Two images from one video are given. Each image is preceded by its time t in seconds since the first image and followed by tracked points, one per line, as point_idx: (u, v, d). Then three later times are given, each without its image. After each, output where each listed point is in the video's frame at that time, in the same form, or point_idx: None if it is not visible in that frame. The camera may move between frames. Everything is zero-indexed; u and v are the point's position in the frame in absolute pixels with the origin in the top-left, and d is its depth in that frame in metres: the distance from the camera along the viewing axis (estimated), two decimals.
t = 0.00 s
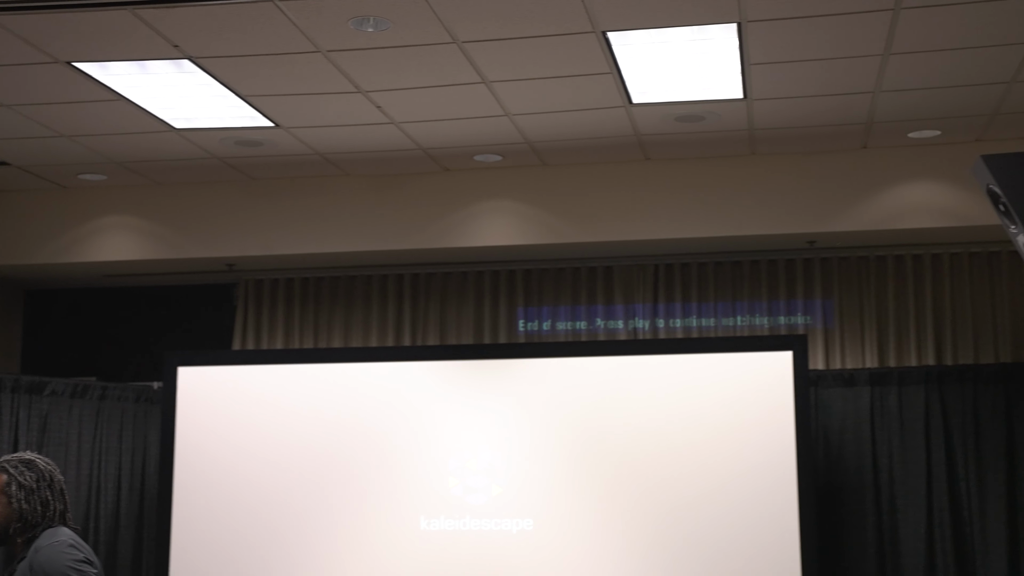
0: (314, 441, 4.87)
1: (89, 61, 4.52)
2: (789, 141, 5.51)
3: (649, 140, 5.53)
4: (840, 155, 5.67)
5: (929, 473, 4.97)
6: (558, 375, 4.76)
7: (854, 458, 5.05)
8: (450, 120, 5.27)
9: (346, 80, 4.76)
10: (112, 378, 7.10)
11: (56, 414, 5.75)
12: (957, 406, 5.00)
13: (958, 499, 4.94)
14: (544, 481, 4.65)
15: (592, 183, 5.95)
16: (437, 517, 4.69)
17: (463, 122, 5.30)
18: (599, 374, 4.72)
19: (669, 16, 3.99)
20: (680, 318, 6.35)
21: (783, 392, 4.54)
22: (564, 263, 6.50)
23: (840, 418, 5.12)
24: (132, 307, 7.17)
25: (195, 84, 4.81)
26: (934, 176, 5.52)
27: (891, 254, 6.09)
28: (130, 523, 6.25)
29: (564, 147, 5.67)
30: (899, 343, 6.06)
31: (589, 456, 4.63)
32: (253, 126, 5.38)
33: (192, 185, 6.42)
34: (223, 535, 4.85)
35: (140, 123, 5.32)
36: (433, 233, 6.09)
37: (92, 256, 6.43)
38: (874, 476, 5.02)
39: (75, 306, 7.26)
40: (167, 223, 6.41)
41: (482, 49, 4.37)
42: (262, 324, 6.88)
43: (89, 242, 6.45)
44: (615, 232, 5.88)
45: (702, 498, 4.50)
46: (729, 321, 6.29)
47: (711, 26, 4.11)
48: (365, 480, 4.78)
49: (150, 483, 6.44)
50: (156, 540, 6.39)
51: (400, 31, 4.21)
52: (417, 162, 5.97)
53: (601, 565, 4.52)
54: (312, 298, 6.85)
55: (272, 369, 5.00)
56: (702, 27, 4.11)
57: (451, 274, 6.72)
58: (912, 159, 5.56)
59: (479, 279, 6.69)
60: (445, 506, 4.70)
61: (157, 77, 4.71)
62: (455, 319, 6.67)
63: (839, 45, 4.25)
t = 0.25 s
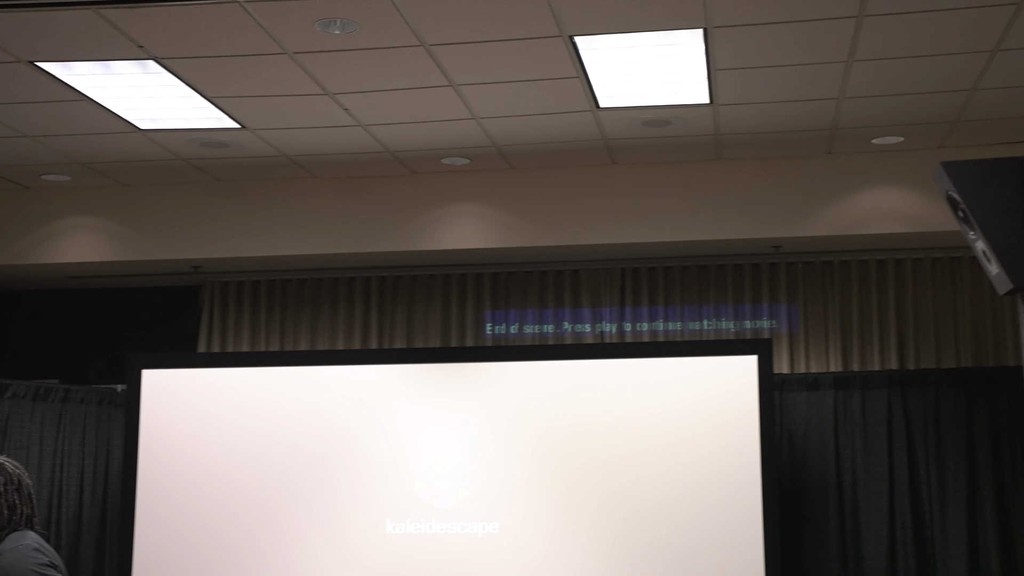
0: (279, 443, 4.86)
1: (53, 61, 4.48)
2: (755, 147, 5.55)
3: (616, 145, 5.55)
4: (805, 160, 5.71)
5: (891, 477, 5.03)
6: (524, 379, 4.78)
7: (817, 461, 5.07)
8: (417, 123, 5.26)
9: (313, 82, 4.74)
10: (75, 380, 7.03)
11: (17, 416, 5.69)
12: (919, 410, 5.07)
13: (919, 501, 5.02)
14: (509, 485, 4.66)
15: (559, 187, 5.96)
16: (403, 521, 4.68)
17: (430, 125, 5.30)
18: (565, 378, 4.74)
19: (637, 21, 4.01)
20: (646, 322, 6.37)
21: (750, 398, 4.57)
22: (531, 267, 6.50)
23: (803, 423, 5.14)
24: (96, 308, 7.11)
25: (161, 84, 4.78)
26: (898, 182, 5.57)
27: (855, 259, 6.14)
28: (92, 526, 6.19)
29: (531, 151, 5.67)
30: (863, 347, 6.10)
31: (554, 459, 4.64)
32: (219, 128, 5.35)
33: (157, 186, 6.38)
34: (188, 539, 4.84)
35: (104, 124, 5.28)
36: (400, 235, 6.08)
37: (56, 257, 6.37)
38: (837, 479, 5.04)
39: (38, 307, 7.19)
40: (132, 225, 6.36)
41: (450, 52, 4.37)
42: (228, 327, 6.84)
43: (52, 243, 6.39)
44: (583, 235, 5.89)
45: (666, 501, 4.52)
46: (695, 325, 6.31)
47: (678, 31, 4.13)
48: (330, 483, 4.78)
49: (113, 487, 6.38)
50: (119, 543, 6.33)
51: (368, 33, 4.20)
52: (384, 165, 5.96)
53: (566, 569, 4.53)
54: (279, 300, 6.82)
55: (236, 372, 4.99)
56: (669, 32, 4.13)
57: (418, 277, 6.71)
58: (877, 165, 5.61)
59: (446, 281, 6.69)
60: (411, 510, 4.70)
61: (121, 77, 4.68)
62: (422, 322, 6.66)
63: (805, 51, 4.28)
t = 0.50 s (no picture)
0: (244, 447, 4.91)
1: (16, 61, 4.44)
2: (720, 153, 5.58)
3: (583, 150, 5.56)
4: (770, 166, 5.76)
5: (854, 481, 5.08)
6: (490, 384, 4.84)
7: (781, 464, 5.13)
8: (384, 127, 5.26)
9: (279, 85, 4.73)
10: (37, 384, 6.96)
11: None
12: (882, 415, 5.12)
13: (881, 505, 5.06)
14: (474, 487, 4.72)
15: (526, 192, 5.97)
16: (367, 525, 4.74)
17: (397, 129, 5.29)
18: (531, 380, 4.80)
19: (603, 27, 4.02)
20: (613, 326, 6.39)
21: (715, 402, 4.64)
22: (497, 271, 6.51)
23: (767, 425, 5.19)
24: (59, 311, 7.05)
25: (125, 86, 4.75)
26: (862, 188, 5.62)
27: (819, 264, 6.19)
28: (54, 531, 6.12)
29: (498, 155, 5.68)
30: (827, 352, 6.15)
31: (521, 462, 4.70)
32: (185, 131, 5.32)
33: (121, 189, 6.33)
34: (153, 543, 4.87)
35: (68, 125, 5.23)
36: (367, 239, 6.07)
37: (18, 259, 6.31)
38: (801, 482, 5.09)
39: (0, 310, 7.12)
40: (95, 227, 6.31)
41: (417, 56, 4.37)
42: (193, 330, 6.80)
43: (15, 245, 6.33)
44: (550, 240, 5.90)
45: (630, 503, 4.58)
46: (661, 330, 6.34)
47: (643, 37, 4.15)
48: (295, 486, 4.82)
49: (75, 491, 6.30)
50: (81, 549, 6.26)
51: (334, 37, 4.19)
52: (351, 169, 5.95)
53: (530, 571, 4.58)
54: (244, 304, 6.79)
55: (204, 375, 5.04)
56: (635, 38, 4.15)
57: (385, 281, 6.70)
58: (840, 172, 5.66)
59: (413, 285, 6.68)
60: (375, 513, 4.75)
61: (85, 79, 4.65)
62: (388, 326, 6.65)
63: (769, 58, 4.31)
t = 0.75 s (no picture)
0: (208, 450, 4.89)
1: None
2: (687, 157, 5.61)
3: (550, 153, 5.57)
4: (736, 171, 5.79)
5: (818, 483, 5.12)
6: (457, 386, 4.85)
7: (746, 468, 5.15)
8: (351, 129, 5.24)
9: (245, 87, 4.70)
10: None
11: None
12: (846, 418, 5.17)
13: (844, 507, 5.10)
14: (442, 490, 4.73)
15: (493, 194, 5.97)
16: (333, 529, 4.72)
17: (364, 132, 5.28)
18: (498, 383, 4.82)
19: (570, 31, 4.03)
20: (580, 329, 6.40)
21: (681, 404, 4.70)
22: (465, 274, 6.51)
23: (733, 429, 5.21)
24: (22, 313, 6.98)
25: (89, 87, 4.71)
26: (826, 193, 5.66)
27: (784, 268, 6.22)
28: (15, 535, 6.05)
29: (465, 158, 5.68)
30: (793, 355, 6.19)
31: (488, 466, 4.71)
32: (150, 132, 5.28)
33: (85, 190, 6.28)
34: (117, 547, 4.84)
35: (31, 126, 5.18)
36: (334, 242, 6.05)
37: None
38: (766, 485, 5.12)
39: None
40: (59, 229, 6.25)
41: (384, 59, 4.37)
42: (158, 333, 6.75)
43: None
44: (517, 243, 5.90)
45: (596, 505, 4.62)
46: (628, 333, 6.36)
47: (610, 42, 4.16)
48: (259, 489, 4.81)
49: (38, 494, 6.22)
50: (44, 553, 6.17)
51: (300, 39, 4.17)
52: (318, 171, 5.93)
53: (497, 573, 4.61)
54: (210, 306, 6.75)
55: (168, 378, 5.01)
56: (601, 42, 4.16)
57: (352, 283, 6.68)
58: (806, 177, 5.70)
59: (380, 288, 6.66)
60: (342, 517, 4.73)
61: (48, 79, 4.60)
62: (355, 329, 6.63)
63: (734, 63, 4.34)
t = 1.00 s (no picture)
0: (172, 454, 4.85)
1: None
2: (654, 161, 5.62)
3: (518, 156, 5.57)
4: (703, 175, 5.81)
5: (783, 486, 5.15)
6: (424, 390, 4.84)
7: (711, 470, 5.20)
8: (318, 132, 5.22)
9: (210, 89, 4.68)
10: None
11: None
12: (810, 421, 5.22)
13: (809, 509, 5.14)
14: (409, 494, 4.71)
15: (461, 197, 5.96)
16: (298, 533, 4.69)
17: (330, 134, 5.26)
18: (465, 387, 4.81)
19: (536, 35, 4.03)
20: (547, 332, 6.40)
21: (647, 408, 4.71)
22: (432, 276, 6.49)
23: (699, 432, 5.25)
24: None
25: (51, 87, 4.66)
26: (792, 198, 5.70)
27: (750, 272, 6.25)
28: None
29: (433, 161, 5.67)
30: (758, 359, 6.22)
31: (455, 468, 4.71)
32: (114, 133, 5.24)
33: (48, 191, 6.21)
34: (79, 551, 4.79)
35: None
36: (300, 244, 6.02)
37: None
38: (731, 488, 5.17)
39: None
40: (21, 230, 6.18)
41: (350, 61, 4.35)
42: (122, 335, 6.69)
43: None
44: (484, 246, 5.90)
45: (563, 508, 4.62)
46: (595, 337, 6.37)
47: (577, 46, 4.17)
48: (224, 494, 4.77)
49: None
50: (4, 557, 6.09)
51: (266, 41, 4.15)
52: (284, 173, 5.90)
53: None
54: (175, 308, 6.70)
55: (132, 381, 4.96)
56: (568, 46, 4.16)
57: (319, 286, 6.65)
58: (771, 181, 5.73)
59: (347, 291, 6.64)
60: (307, 521, 4.70)
61: (10, 79, 4.56)
62: (322, 332, 6.60)
63: (700, 68, 4.36)
